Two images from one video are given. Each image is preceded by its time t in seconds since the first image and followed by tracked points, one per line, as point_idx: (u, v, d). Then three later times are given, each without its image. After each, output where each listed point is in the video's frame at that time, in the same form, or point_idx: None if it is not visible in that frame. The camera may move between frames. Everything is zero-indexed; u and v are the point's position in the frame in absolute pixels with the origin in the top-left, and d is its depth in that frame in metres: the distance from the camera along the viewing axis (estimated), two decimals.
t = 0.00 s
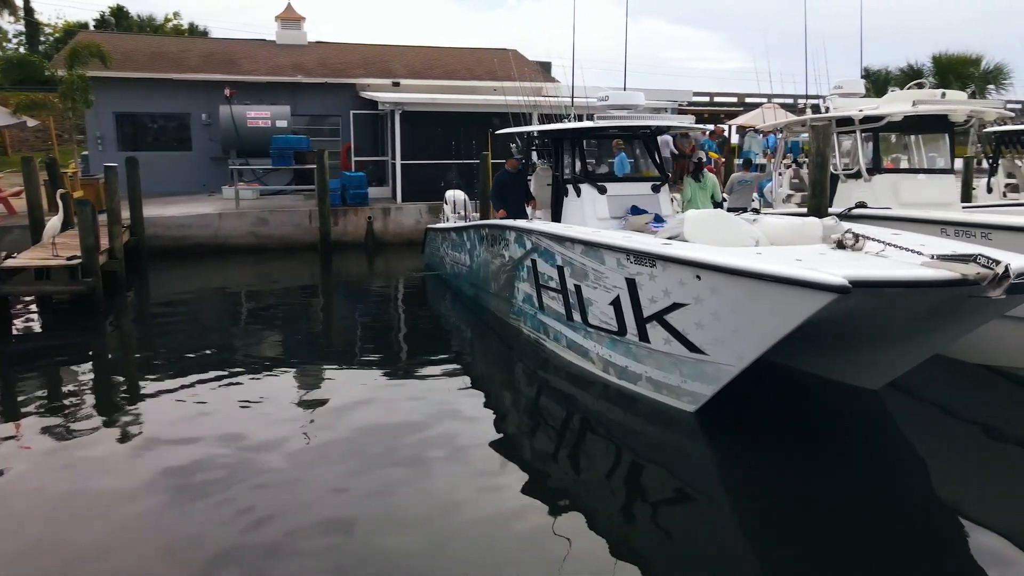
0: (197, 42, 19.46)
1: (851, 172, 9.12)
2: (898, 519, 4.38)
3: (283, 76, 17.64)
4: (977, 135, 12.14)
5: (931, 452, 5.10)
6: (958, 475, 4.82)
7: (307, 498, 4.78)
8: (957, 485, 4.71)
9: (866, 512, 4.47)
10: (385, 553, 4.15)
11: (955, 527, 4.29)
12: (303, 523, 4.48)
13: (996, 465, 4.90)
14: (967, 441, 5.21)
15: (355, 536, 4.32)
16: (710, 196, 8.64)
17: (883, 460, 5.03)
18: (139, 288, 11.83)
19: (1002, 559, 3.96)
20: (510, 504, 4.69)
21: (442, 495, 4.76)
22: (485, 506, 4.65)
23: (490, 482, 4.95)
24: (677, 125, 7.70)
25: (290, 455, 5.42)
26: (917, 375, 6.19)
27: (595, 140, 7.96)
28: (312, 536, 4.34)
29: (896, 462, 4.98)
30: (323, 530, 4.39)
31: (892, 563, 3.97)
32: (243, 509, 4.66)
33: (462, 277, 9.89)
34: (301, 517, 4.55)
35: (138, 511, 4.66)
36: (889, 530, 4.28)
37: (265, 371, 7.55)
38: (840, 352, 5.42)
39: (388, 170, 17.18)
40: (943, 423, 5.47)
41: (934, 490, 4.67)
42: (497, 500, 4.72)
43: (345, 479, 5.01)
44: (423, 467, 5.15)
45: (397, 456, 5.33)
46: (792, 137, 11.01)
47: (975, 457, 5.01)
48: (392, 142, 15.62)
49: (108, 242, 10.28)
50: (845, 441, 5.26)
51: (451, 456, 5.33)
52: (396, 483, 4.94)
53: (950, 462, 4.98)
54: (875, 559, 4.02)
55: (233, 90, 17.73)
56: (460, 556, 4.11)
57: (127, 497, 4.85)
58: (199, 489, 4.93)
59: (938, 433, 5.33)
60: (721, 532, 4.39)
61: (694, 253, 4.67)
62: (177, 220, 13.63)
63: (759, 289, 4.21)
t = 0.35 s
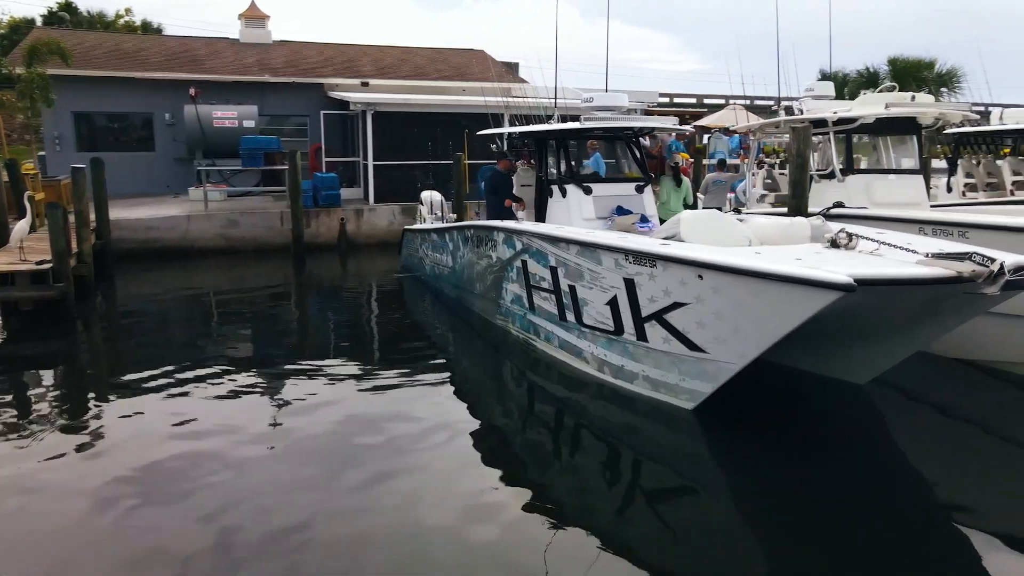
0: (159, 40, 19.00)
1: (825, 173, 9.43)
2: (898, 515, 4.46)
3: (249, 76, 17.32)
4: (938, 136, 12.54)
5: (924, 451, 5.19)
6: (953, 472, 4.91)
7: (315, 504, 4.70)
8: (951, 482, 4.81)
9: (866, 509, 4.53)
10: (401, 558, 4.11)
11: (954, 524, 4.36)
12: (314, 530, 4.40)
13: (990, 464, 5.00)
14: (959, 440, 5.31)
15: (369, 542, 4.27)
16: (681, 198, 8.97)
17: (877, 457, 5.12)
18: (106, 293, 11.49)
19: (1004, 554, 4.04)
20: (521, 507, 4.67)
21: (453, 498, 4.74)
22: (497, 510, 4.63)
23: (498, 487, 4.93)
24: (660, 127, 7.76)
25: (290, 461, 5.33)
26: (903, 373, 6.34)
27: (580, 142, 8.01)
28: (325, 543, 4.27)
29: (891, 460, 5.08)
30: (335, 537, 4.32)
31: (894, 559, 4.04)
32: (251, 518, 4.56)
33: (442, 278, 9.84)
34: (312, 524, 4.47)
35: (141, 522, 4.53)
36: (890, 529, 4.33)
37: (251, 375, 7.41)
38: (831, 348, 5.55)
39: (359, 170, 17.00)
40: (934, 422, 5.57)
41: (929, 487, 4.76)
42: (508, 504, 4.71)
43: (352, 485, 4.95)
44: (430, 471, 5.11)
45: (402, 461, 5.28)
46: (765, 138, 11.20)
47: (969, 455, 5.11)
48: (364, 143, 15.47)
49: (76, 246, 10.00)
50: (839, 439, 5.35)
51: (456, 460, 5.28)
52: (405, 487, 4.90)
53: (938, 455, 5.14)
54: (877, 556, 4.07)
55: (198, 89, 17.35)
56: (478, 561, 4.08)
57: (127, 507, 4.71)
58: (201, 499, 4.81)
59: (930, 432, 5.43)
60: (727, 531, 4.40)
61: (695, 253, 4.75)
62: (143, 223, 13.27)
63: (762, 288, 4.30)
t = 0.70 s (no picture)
0: (120, 38, 18.53)
1: (800, 173, 9.58)
2: (893, 511, 4.55)
3: (215, 75, 16.99)
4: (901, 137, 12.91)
5: (912, 447, 5.31)
6: (940, 466, 5.04)
7: (319, 509, 4.64)
8: (941, 476, 4.92)
9: (861, 506, 4.62)
10: (414, 560, 4.08)
11: (947, 517, 4.46)
12: (321, 535, 4.34)
13: (973, 457, 5.16)
14: (945, 436, 5.45)
15: (378, 545, 4.23)
16: (655, 195, 9.32)
17: (867, 454, 5.23)
18: (72, 297, 11.16)
19: (1000, 546, 4.14)
20: (525, 508, 4.68)
21: (458, 499, 4.72)
22: (502, 511, 4.63)
23: (498, 488, 4.92)
24: (643, 127, 7.83)
25: (287, 465, 5.26)
26: (885, 369, 6.50)
27: (563, 143, 8.02)
28: (334, 547, 4.21)
29: (881, 457, 5.18)
30: (344, 541, 4.27)
31: (893, 554, 4.12)
32: (254, 523, 4.49)
33: (422, 279, 9.77)
34: (319, 528, 4.41)
35: (140, 531, 4.41)
36: (887, 525, 4.42)
37: (234, 379, 7.27)
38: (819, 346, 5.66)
39: (329, 171, 16.80)
40: (919, 418, 5.71)
41: (920, 481, 4.87)
42: (510, 504, 4.71)
43: (355, 488, 4.90)
44: (431, 473, 5.09)
45: (401, 462, 5.24)
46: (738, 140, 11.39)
47: (955, 451, 5.23)
48: (336, 143, 15.30)
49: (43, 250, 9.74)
50: (830, 436, 5.44)
51: (456, 462, 5.27)
52: (407, 490, 4.87)
53: (924, 449, 5.28)
54: (876, 551, 4.15)
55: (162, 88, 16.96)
56: (490, 561, 4.08)
57: (123, 517, 4.58)
58: (200, 506, 4.70)
59: (916, 427, 5.57)
60: (727, 530, 4.45)
61: (693, 253, 4.81)
62: (108, 225, 12.91)
63: (761, 287, 4.38)
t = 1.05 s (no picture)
0: (74, 35, 17.97)
1: (772, 173, 9.78)
2: (886, 504, 4.67)
3: (176, 74, 16.58)
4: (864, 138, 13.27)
5: (897, 442, 5.46)
6: (924, 459, 5.21)
7: (321, 513, 4.56)
8: (926, 469, 5.07)
9: (856, 500, 4.73)
10: (425, 563, 4.05)
11: (937, 509, 4.60)
12: (328, 540, 4.27)
13: (952, 449, 5.35)
14: (923, 430, 5.63)
15: (387, 549, 4.17)
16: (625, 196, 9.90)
17: (855, 449, 5.35)
18: (33, 303, 10.78)
19: (990, 535, 4.29)
20: (529, 508, 4.68)
21: (459, 502, 4.71)
22: (504, 512, 4.64)
23: (498, 490, 4.91)
24: (624, 129, 7.90)
25: (283, 470, 5.15)
26: (863, 366, 6.67)
27: (544, 143, 8.04)
28: (342, 552, 4.15)
29: (867, 451, 5.33)
30: (352, 546, 4.21)
31: (890, 546, 4.22)
32: (257, 530, 4.39)
33: (400, 280, 9.68)
34: (324, 533, 4.34)
35: (137, 542, 4.28)
36: (881, 518, 4.53)
37: (213, 383, 7.12)
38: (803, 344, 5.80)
39: (296, 172, 16.54)
40: (901, 414, 5.90)
41: (908, 475, 5.01)
42: (510, 505, 4.72)
43: (356, 491, 4.83)
44: (431, 475, 5.05)
45: (400, 465, 5.19)
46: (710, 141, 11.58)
47: (938, 445, 5.41)
48: (304, 143, 15.08)
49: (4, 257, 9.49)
50: (817, 432, 5.57)
51: (454, 464, 5.24)
52: (404, 491, 4.84)
53: (904, 442, 5.46)
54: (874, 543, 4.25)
55: (120, 87, 16.49)
56: (501, 563, 4.06)
57: (117, 527, 4.43)
58: (197, 514, 4.58)
59: (897, 422, 5.75)
60: (728, 526, 4.51)
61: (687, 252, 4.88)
62: (68, 228, 12.49)
63: (759, 285, 4.47)
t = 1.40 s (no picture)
0: (27, 31, 17.36)
1: (745, 173, 9.95)
2: (873, 497, 4.78)
3: (136, 73, 16.14)
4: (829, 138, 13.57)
5: (880, 436, 5.58)
6: (905, 452, 5.34)
7: (319, 525, 4.51)
8: (908, 462, 5.21)
9: (844, 493, 4.82)
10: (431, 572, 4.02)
11: (923, 502, 4.71)
12: (328, 554, 4.22)
13: (931, 442, 5.50)
14: (903, 424, 5.78)
15: (390, 560, 4.13)
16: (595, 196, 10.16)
17: (840, 444, 5.46)
18: None
19: (974, 524, 4.42)
20: (527, 511, 4.67)
21: (454, 508, 4.69)
22: (501, 515, 4.63)
23: (493, 494, 4.90)
24: (603, 129, 7.94)
25: (276, 483, 5.07)
26: (841, 363, 6.82)
27: (524, 144, 8.03)
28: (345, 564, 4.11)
29: (851, 446, 5.45)
30: (355, 559, 4.16)
31: (881, 537, 4.32)
32: (256, 545, 4.32)
33: (376, 282, 9.58)
34: (325, 546, 4.29)
35: (131, 563, 4.18)
36: (870, 510, 4.63)
37: (191, 391, 6.96)
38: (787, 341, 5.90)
39: (263, 172, 16.25)
40: (880, 408, 6.04)
41: (892, 468, 5.13)
42: (505, 508, 4.71)
43: (352, 502, 4.78)
44: (427, 482, 5.02)
45: (394, 474, 5.15)
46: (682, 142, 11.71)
47: (918, 438, 5.55)
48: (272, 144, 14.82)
49: None
50: (801, 428, 5.67)
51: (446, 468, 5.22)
52: (398, 499, 4.80)
53: (885, 436, 5.60)
54: (866, 535, 4.34)
55: (77, 86, 15.99)
56: (503, 567, 4.06)
57: (110, 549, 4.32)
58: (192, 533, 4.49)
59: (878, 417, 5.88)
60: (723, 522, 4.56)
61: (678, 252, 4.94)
62: (27, 232, 12.07)
63: (750, 284, 4.54)
